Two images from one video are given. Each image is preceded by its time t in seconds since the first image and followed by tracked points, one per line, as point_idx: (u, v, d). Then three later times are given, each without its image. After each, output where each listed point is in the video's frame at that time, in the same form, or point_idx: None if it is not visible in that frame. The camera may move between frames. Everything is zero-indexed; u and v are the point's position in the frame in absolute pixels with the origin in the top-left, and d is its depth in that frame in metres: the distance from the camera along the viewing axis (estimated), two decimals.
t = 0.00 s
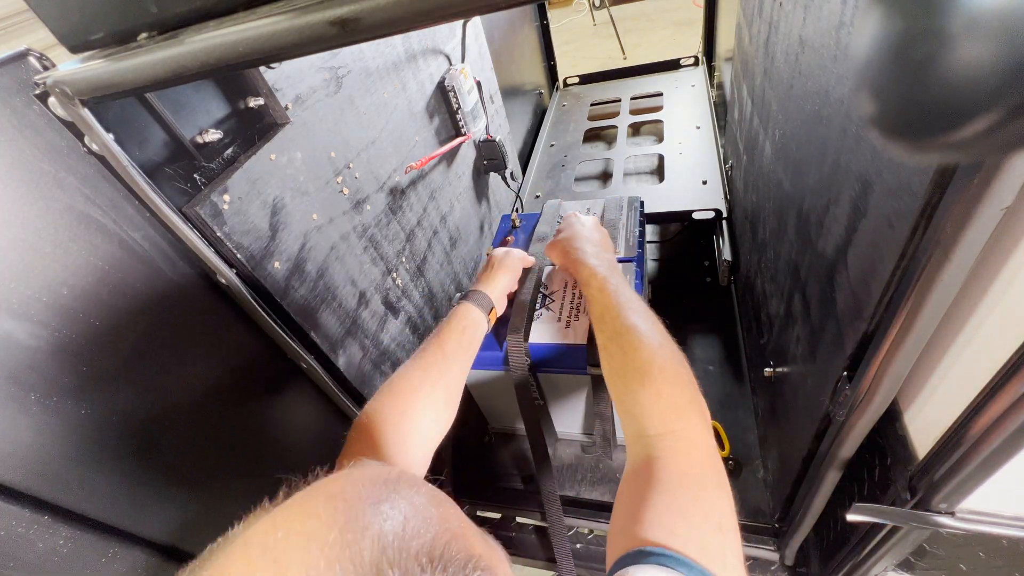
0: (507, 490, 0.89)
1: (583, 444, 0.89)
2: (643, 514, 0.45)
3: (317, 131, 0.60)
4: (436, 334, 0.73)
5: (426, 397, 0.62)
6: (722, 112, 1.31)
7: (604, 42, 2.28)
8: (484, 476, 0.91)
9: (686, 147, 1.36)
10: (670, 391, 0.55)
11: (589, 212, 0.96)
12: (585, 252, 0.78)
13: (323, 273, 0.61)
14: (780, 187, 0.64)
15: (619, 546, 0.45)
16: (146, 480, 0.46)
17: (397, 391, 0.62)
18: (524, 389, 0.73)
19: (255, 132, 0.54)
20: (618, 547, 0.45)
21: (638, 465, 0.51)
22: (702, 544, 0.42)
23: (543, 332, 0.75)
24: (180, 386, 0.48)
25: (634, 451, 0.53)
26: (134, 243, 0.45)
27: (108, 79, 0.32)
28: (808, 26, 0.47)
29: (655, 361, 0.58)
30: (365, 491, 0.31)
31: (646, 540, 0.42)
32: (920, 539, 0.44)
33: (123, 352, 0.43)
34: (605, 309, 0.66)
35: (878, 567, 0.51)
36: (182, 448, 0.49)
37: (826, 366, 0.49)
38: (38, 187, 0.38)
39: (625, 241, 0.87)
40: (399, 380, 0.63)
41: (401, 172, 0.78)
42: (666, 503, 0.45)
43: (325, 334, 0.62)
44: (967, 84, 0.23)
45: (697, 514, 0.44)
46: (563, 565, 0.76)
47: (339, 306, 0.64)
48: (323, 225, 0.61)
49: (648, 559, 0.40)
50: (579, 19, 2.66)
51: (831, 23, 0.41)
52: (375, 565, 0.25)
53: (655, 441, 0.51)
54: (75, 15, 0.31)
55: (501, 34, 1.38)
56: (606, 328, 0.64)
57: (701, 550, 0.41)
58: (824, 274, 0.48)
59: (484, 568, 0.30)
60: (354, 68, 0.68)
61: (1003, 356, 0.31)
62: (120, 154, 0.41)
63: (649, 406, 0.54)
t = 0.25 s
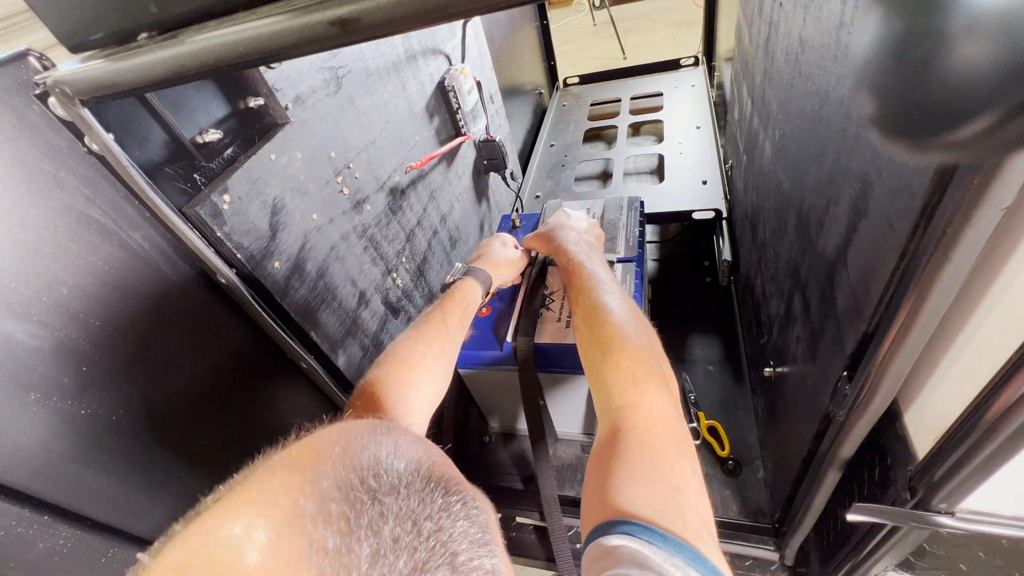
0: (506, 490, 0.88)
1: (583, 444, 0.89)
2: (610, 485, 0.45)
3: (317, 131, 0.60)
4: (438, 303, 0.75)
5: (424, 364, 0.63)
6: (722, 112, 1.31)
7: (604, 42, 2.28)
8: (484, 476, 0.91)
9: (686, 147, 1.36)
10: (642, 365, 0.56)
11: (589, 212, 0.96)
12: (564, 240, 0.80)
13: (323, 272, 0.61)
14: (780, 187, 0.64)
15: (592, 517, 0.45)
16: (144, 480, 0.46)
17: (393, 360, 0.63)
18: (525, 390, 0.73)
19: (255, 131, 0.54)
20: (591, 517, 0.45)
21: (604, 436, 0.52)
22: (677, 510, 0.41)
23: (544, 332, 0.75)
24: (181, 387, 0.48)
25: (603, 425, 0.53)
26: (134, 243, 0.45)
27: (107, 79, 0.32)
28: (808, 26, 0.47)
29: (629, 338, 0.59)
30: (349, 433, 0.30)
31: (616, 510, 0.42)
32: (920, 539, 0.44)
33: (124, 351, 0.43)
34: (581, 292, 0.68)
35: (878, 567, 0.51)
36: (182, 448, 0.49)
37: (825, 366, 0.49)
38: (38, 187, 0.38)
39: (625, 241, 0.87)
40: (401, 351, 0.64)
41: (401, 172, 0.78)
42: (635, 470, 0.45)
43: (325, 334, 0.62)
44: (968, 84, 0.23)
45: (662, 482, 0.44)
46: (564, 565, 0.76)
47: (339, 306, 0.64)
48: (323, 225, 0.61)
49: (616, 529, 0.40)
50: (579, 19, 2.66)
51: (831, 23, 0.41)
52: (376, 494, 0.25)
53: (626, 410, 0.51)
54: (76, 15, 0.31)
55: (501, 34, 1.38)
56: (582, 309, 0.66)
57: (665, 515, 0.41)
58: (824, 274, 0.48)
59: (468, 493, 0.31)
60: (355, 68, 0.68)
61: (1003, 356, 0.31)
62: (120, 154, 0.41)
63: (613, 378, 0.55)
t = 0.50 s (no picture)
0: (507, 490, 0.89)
1: (583, 444, 0.89)
2: (625, 503, 0.46)
3: (317, 131, 0.60)
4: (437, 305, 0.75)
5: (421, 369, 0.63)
6: (722, 112, 1.31)
7: (604, 42, 2.28)
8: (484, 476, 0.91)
9: (686, 147, 1.36)
10: (647, 374, 0.56)
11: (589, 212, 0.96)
12: (587, 241, 0.79)
13: (323, 273, 0.61)
14: (780, 187, 0.64)
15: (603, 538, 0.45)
16: (144, 479, 0.46)
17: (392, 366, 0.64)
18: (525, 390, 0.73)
19: (255, 131, 0.54)
20: (602, 537, 0.46)
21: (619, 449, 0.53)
22: (682, 532, 0.42)
23: (544, 332, 0.75)
24: (181, 386, 0.48)
25: (620, 435, 0.54)
26: (134, 243, 0.45)
27: (108, 79, 0.32)
28: (808, 27, 0.47)
29: (637, 345, 0.59)
30: (314, 449, 0.30)
31: (627, 530, 0.43)
32: (920, 539, 0.44)
33: (125, 351, 0.43)
34: (601, 296, 0.68)
35: (878, 567, 0.51)
36: (182, 447, 0.49)
37: (826, 366, 0.49)
38: (38, 186, 0.38)
39: (625, 241, 0.86)
40: (400, 352, 0.65)
41: (401, 172, 0.78)
42: (650, 492, 0.45)
43: (325, 334, 0.62)
44: (968, 84, 0.23)
45: (677, 503, 0.44)
46: (565, 564, 0.76)
47: (339, 306, 0.64)
48: (323, 225, 0.61)
49: (630, 549, 0.40)
50: (579, 19, 2.66)
51: (831, 23, 0.41)
52: (325, 516, 0.25)
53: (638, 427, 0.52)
54: (76, 15, 0.31)
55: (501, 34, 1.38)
56: (600, 314, 0.66)
57: (681, 539, 0.41)
58: (824, 274, 0.48)
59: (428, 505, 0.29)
60: (355, 68, 0.68)
61: (1004, 356, 0.31)
62: (120, 154, 0.41)
63: (636, 392, 0.55)
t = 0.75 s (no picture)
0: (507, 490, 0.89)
1: (583, 444, 0.87)
2: (614, 480, 0.45)
3: (317, 131, 0.60)
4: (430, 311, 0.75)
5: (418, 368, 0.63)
6: (722, 112, 1.31)
7: (604, 42, 2.28)
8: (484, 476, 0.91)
9: (686, 147, 1.36)
10: (623, 355, 0.56)
11: (589, 212, 0.96)
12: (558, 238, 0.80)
13: (323, 272, 0.61)
14: (780, 187, 0.64)
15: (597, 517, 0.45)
16: (144, 479, 0.46)
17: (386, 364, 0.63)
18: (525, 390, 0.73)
19: (255, 131, 0.54)
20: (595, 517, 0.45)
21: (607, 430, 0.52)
22: (671, 509, 0.41)
23: (543, 332, 0.75)
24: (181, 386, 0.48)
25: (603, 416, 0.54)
26: (134, 243, 0.45)
27: (108, 79, 0.32)
28: (808, 27, 0.47)
29: (616, 329, 0.59)
30: (346, 432, 0.30)
31: (620, 509, 0.42)
32: (921, 539, 0.44)
33: (125, 350, 0.43)
34: (580, 288, 0.68)
35: (878, 567, 0.51)
36: (182, 447, 0.49)
37: (826, 366, 0.49)
38: (38, 186, 0.38)
39: (625, 241, 0.86)
40: (395, 351, 0.64)
41: (401, 172, 0.78)
42: (638, 472, 0.45)
43: (325, 334, 0.62)
44: (968, 85, 0.22)
45: (665, 477, 0.44)
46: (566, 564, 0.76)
47: (339, 306, 0.64)
48: (323, 225, 0.61)
49: (620, 527, 0.40)
50: (579, 19, 2.66)
51: (831, 23, 0.41)
52: (370, 499, 0.25)
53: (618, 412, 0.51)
54: (76, 16, 0.31)
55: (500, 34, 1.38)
56: (577, 306, 0.66)
57: (668, 511, 0.41)
58: (824, 274, 0.48)
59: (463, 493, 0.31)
60: (355, 68, 0.68)
61: (1004, 356, 0.31)
62: (120, 154, 0.41)
63: (612, 374, 0.55)
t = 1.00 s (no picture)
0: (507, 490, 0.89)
1: (583, 444, 0.87)
2: (655, 505, 0.45)
3: (317, 131, 0.60)
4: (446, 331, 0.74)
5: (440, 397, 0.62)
6: (722, 112, 1.31)
7: (604, 42, 2.28)
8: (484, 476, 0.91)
9: (686, 147, 1.36)
10: (670, 376, 0.56)
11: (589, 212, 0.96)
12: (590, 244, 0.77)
13: (323, 273, 0.61)
14: (780, 187, 0.64)
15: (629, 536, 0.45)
16: (143, 478, 0.46)
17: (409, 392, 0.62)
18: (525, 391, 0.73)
19: (255, 132, 0.54)
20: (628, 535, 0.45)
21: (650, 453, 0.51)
22: (712, 533, 0.42)
23: (543, 332, 0.75)
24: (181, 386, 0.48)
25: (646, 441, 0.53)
26: (134, 243, 0.45)
27: (107, 79, 0.32)
28: (808, 27, 0.47)
29: (660, 347, 0.58)
30: (375, 455, 0.36)
31: (653, 530, 0.42)
32: (921, 539, 0.44)
33: (125, 350, 0.43)
34: (615, 300, 0.67)
35: (878, 567, 0.51)
36: (182, 446, 0.49)
37: (826, 366, 0.49)
38: (38, 186, 0.38)
39: (625, 241, 0.86)
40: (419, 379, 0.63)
41: (401, 172, 0.78)
42: (684, 494, 0.45)
43: (325, 334, 0.62)
44: (968, 85, 0.23)
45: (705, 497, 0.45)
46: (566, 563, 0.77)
47: (339, 306, 0.64)
48: (323, 225, 0.61)
49: (652, 549, 0.40)
50: (579, 19, 2.66)
51: (831, 23, 0.41)
52: (395, 522, 0.29)
53: (666, 433, 0.51)
54: (76, 16, 0.31)
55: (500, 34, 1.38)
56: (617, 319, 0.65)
57: (711, 541, 0.41)
58: (824, 274, 0.48)
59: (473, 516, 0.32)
60: (355, 68, 0.68)
61: (1004, 356, 0.31)
62: (120, 154, 0.41)
63: (659, 397, 0.54)
